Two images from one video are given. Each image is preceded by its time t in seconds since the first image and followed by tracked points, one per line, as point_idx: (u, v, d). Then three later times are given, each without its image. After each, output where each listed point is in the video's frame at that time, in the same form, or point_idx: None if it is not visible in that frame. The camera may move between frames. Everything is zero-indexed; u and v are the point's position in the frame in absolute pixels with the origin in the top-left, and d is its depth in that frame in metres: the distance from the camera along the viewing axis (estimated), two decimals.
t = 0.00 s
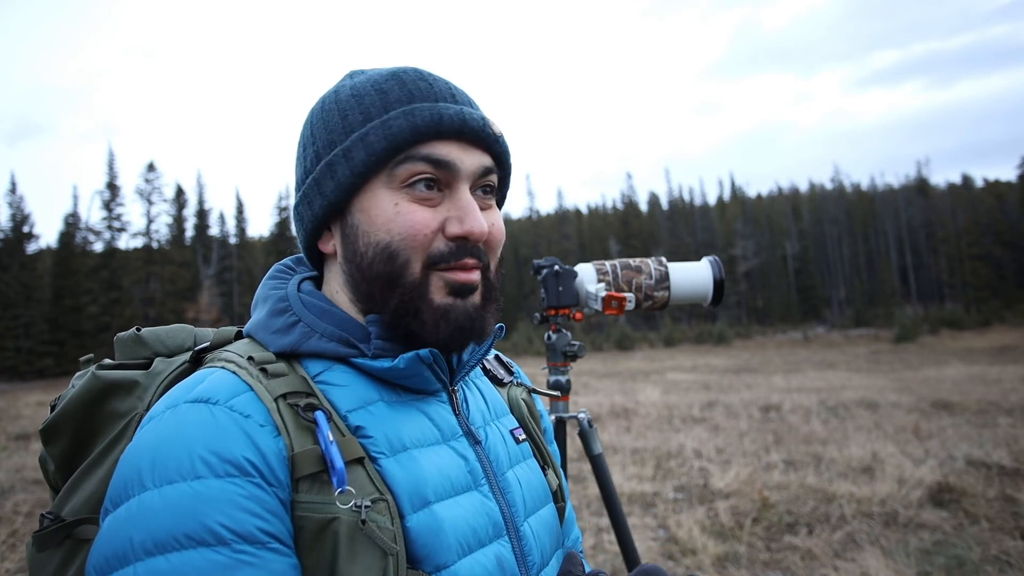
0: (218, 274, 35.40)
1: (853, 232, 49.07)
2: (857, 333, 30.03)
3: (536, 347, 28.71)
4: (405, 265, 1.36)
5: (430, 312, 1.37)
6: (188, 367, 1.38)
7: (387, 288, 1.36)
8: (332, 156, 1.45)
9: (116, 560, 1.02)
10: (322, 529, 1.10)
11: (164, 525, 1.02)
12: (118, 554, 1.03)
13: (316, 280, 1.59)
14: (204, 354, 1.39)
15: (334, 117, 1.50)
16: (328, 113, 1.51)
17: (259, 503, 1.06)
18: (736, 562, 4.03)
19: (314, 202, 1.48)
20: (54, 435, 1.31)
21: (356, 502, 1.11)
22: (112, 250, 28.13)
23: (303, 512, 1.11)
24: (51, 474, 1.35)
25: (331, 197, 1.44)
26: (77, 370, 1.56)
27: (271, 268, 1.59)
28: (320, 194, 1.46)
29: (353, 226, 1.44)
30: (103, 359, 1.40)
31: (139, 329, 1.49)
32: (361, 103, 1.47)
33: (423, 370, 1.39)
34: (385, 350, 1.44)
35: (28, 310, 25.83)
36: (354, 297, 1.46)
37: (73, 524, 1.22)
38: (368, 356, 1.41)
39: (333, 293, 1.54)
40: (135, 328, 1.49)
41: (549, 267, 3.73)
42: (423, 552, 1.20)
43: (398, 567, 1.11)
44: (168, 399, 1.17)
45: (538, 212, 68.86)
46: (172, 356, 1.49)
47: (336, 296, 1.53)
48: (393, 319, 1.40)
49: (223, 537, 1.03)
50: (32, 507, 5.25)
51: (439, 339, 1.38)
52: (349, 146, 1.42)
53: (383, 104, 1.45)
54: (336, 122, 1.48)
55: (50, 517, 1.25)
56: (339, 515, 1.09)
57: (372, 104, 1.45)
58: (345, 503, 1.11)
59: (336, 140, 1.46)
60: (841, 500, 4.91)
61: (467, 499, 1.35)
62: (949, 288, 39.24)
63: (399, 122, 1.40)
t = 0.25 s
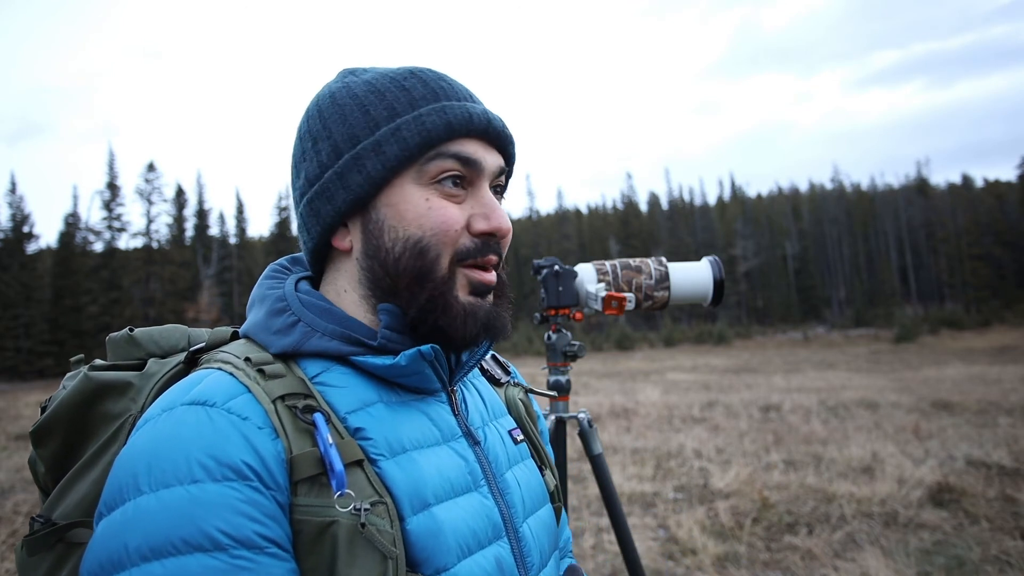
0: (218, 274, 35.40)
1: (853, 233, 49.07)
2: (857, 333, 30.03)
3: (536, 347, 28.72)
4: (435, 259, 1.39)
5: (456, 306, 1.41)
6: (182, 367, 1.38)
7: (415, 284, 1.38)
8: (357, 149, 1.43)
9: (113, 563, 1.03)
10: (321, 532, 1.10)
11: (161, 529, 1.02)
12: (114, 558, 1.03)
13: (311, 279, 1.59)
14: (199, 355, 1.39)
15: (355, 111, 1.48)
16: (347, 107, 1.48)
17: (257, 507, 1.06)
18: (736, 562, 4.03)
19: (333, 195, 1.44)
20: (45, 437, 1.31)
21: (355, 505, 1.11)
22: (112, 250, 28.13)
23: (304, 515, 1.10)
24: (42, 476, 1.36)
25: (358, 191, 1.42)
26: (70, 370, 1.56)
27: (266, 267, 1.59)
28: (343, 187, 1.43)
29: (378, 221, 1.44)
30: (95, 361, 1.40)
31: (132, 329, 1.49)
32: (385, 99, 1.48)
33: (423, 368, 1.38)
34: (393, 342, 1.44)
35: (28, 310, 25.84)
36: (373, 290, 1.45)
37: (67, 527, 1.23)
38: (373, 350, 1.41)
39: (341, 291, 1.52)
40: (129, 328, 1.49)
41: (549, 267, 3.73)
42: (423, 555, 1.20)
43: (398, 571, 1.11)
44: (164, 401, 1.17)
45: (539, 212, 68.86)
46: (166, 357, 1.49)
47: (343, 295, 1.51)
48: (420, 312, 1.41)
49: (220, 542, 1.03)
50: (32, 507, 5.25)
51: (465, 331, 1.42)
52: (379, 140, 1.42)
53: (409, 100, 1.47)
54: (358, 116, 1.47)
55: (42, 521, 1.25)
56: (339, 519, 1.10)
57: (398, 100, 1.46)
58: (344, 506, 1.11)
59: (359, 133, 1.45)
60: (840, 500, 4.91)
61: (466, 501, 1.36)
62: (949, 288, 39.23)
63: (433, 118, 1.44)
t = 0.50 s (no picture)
0: (218, 274, 35.44)
1: (853, 233, 49.06)
2: (857, 333, 30.03)
3: (536, 347, 28.73)
4: (465, 256, 1.43)
5: (482, 302, 1.46)
6: (178, 368, 1.37)
7: (444, 281, 1.42)
8: (392, 145, 1.45)
9: (110, 566, 1.02)
10: (324, 534, 1.10)
11: (161, 532, 1.02)
12: (111, 560, 1.03)
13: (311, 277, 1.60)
14: (197, 354, 1.39)
15: (384, 110, 1.49)
16: (375, 104, 1.49)
17: (260, 511, 1.06)
18: (736, 562, 4.03)
19: (364, 191, 1.44)
20: (36, 437, 1.31)
21: (358, 507, 1.11)
22: (111, 250, 28.14)
23: (306, 518, 1.11)
24: (31, 478, 1.34)
25: (395, 188, 1.44)
26: (60, 369, 1.55)
27: (266, 266, 1.58)
28: (376, 183, 1.44)
29: (407, 218, 1.46)
30: (88, 360, 1.40)
31: (126, 328, 1.48)
32: (414, 98, 1.51)
33: (427, 366, 1.38)
34: (403, 333, 1.45)
35: (28, 310, 25.85)
36: (396, 286, 1.46)
37: (58, 531, 1.23)
38: (381, 346, 1.42)
39: (354, 289, 1.50)
40: (123, 328, 1.48)
41: (549, 268, 3.73)
42: (425, 558, 1.19)
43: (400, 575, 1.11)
44: (163, 403, 1.16)
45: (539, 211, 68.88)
46: (161, 357, 1.49)
47: (357, 293, 1.50)
48: (445, 309, 1.44)
49: (222, 548, 1.03)
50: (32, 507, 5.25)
51: (489, 326, 1.48)
52: (415, 137, 1.45)
53: (440, 103, 1.51)
54: (388, 114, 1.48)
55: (32, 523, 1.25)
56: (341, 522, 1.09)
57: (429, 101, 1.50)
58: (348, 507, 1.11)
59: (391, 130, 1.46)
60: (841, 500, 4.91)
61: (468, 502, 1.35)
62: (949, 288, 39.19)
63: (467, 121, 1.50)
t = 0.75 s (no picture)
0: (217, 274, 35.45)
1: (853, 233, 49.03)
2: (857, 333, 30.03)
3: (536, 347, 28.73)
4: (486, 255, 1.47)
5: (498, 303, 1.50)
6: (176, 369, 1.37)
7: (466, 282, 1.45)
8: (420, 147, 1.46)
9: (113, 567, 1.02)
10: (330, 534, 1.10)
11: (165, 534, 1.01)
12: (114, 562, 1.02)
13: (312, 276, 1.57)
14: (195, 356, 1.39)
15: (408, 110, 1.50)
16: (399, 105, 1.50)
17: (266, 512, 1.06)
18: (736, 562, 4.03)
19: (393, 190, 1.44)
20: (27, 439, 1.30)
21: (365, 508, 1.11)
22: (112, 250, 28.19)
23: (312, 518, 1.11)
24: (21, 480, 1.35)
25: (424, 188, 1.45)
26: (53, 369, 1.55)
27: (265, 266, 1.57)
28: (406, 182, 1.45)
29: (432, 219, 1.48)
30: (84, 361, 1.39)
31: (121, 328, 1.48)
32: (436, 101, 1.53)
33: (433, 365, 1.39)
34: (410, 329, 1.46)
35: (28, 310, 25.85)
36: (413, 286, 1.47)
37: (52, 534, 1.24)
38: (390, 344, 1.43)
39: (366, 289, 1.49)
40: (118, 328, 1.48)
41: (549, 267, 3.73)
42: (429, 559, 1.19)
43: None
44: (165, 402, 1.16)
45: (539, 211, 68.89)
46: (157, 357, 1.49)
47: (369, 293, 1.49)
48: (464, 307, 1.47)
49: (229, 549, 1.03)
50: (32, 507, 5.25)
51: (504, 326, 1.52)
52: (443, 139, 1.48)
53: (461, 108, 1.55)
54: (412, 115, 1.50)
55: (23, 526, 1.26)
56: (347, 523, 1.10)
57: (451, 105, 1.53)
58: (355, 508, 1.11)
59: (418, 131, 1.48)
60: (841, 500, 4.91)
61: (471, 502, 1.35)
62: (949, 288, 39.17)
63: (489, 127, 1.55)
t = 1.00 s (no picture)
0: (217, 274, 35.44)
1: (853, 233, 49.02)
2: (857, 333, 30.03)
3: (536, 347, 28.72)
4: (494, 255, 1.51)
5: (505, 301, 1.53)
6: (174, 369, 1.37)
7: (474, 282, 1.48)
8: (434, 148, 1.48)
9: (121, 570, 1.01)
10: (338, 534, 1.10)
11: (177, 532, 1.01)
12: (121, 562, 1.01)
13: (313, 276, 1.57)
14: (195, 356, 1.39)
15: (419, 112, 1.51)
16: (410, 107, 1.51)
17: (277, 510, 1.06)
18: (736, 561, 4.03)
19: (408, 190, 1.45)
20: (23, 440, 1.30)
21: (373, 506, 1.11)
22: (111, 250, 28.19)
23: (321, 517, 1.11)
24: (14, 483, 1.34)
25: (439, 190, 1.47)
26: (47, 370, 1.54)
27: (265, 266, 1.56)
28: (421, 183, 1.46)
29: (443, 220, 1.50)
30: (81, 361, 1.39)
31: (119, 328, 1.48)
32: (446, 105, 1.55)
33: (437, 364, 1.39)
34: (416, 328, 1.46)
35: (28, 310, 25.81)
36: (422, 283, 1.49)
37: (49, 535, 1.24)
38: (398, 342, 1.43)
39: (372, 288, 1.49)
40: (115, 327, 1.48)
41: (549, 267, 3.73)
42: (435, 558, 1.19)
43: None
44: (171, 402, 1.16)
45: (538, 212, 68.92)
46: (155, 358, 1.49)
47: (375, 292, 1.49)
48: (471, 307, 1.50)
49: (241, 548, 1.03)
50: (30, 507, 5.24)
51: (508, 326, 1.56)
52: (455, 141, 1.50)
53: (468, 110, 1.58)
54: (423, 117, 1.51)
55: (17, 528, 1.25)
56: (356, 520, 1.10)
57: (460, 109, 1.56)
58: (363, 506, 1.11)
59: (430, 134, 1.49)
60: (841, 500, 4.91)
61: (474, 501, 1.35)
62: (949, 288, 39.17)
63: (495, 132, 1.59)
